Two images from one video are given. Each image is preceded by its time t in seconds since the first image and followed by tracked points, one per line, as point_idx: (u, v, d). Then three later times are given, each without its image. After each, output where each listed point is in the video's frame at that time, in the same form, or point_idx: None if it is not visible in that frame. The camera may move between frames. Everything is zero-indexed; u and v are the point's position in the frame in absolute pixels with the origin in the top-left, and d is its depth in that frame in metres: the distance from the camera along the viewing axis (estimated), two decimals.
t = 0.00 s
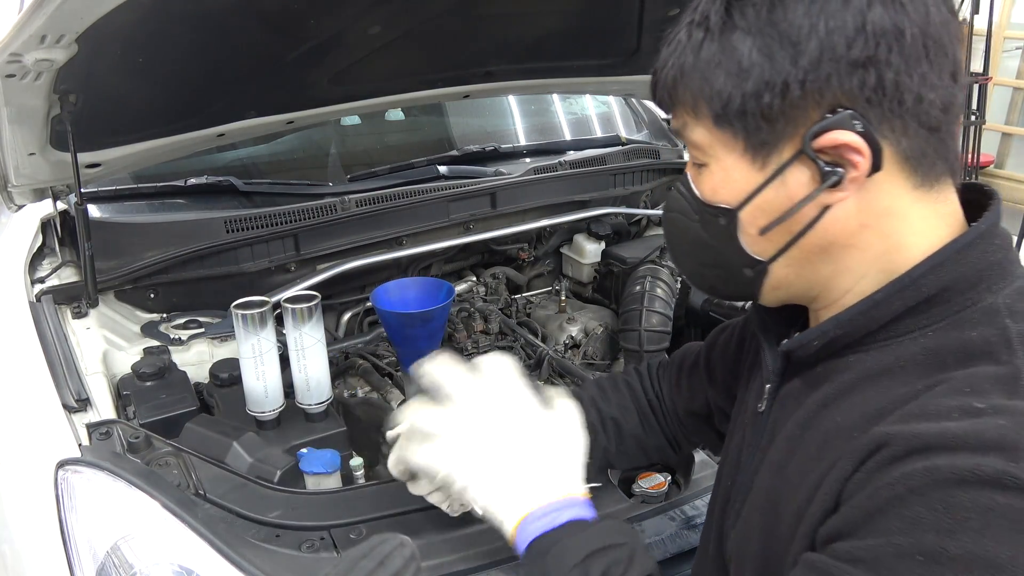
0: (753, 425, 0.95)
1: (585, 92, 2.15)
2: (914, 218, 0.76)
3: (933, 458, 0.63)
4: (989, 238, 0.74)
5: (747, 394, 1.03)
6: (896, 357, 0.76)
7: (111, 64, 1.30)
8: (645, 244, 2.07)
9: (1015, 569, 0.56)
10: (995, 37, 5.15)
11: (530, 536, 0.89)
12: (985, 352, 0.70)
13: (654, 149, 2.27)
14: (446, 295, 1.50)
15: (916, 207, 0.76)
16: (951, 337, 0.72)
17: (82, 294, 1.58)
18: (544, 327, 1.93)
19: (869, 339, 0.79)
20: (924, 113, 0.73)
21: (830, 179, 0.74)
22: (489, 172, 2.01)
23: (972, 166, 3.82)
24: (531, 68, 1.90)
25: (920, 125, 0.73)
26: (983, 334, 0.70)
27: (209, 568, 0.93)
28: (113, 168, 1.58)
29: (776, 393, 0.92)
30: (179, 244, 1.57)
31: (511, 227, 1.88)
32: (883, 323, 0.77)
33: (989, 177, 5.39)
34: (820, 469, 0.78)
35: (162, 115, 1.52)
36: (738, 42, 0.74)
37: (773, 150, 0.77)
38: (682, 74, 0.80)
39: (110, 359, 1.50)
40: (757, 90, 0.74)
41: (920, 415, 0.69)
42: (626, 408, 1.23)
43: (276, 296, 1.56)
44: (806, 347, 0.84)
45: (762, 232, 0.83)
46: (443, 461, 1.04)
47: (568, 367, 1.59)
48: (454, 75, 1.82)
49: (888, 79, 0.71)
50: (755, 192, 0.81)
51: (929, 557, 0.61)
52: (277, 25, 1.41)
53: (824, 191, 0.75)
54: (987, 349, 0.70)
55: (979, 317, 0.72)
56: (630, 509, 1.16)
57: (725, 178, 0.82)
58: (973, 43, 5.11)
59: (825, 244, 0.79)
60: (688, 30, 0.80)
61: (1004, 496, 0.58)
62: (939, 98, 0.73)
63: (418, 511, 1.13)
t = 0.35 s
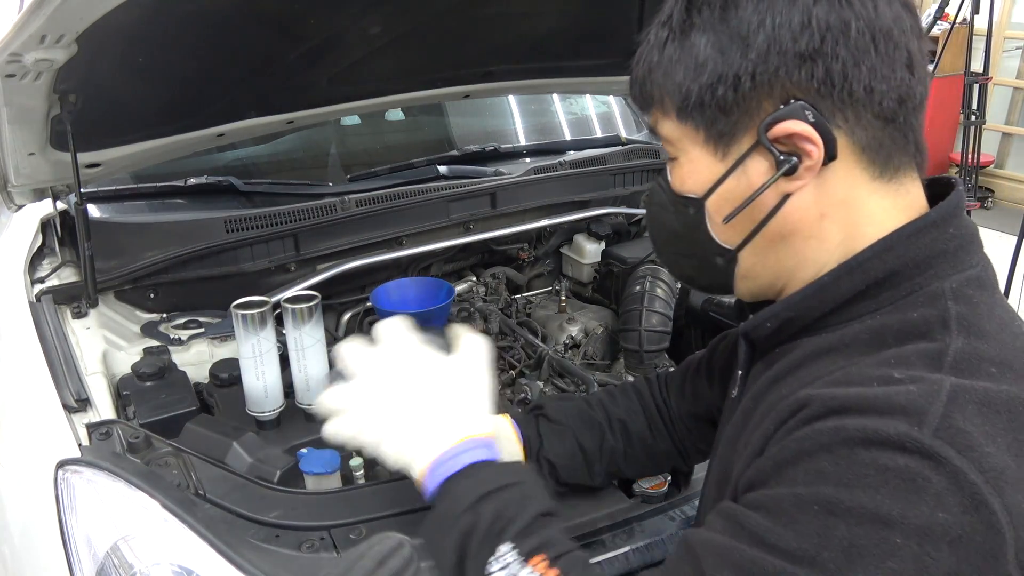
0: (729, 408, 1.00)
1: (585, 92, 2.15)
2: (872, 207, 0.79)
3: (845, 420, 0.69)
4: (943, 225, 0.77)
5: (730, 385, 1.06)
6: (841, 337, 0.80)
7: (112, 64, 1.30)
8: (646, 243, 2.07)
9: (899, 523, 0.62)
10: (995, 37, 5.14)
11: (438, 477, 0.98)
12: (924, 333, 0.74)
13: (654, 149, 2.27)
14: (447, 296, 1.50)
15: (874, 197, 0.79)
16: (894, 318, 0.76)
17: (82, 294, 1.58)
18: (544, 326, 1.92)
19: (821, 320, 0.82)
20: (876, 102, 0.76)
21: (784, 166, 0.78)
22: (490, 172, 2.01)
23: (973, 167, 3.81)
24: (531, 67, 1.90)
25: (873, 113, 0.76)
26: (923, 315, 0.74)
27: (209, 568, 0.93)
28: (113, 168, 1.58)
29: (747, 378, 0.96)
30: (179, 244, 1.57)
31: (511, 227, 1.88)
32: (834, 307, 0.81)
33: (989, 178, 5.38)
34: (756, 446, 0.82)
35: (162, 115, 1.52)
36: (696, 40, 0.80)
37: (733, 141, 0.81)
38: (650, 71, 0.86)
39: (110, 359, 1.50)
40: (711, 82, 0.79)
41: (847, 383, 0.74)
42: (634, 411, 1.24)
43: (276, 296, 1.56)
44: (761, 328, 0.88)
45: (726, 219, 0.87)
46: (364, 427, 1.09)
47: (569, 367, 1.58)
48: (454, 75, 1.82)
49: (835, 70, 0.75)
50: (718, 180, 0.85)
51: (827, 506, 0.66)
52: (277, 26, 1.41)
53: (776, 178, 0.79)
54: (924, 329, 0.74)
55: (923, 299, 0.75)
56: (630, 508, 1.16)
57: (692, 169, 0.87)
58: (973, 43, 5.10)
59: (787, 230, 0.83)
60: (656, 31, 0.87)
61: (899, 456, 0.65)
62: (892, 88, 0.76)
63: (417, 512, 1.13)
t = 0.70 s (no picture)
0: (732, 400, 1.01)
1: (586, 91, 2.15)
2: (878, 200, 0.80)
3: (840, 396, 0.71)
4: (946, 219, 0.78)
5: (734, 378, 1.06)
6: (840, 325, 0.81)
7: (112, 64, 1.30)
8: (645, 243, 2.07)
9: (890, 490, 0.64)
10: (995, 36, 5.13)
11: (437, 433, 0.90)
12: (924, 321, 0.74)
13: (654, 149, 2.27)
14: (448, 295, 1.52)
15: (881, 191, 0.80)
16: (896, 308, 0.77)
17: (82, 294, 1.58)
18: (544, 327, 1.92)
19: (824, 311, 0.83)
20: (884, 95, 0.77)
21: (800, 161, 0.77)
22: (489, 172, 2.01)
23: (972, 167, 3.80)
24: (531, 67, 1.90)
25: (881, 106, 0.78)
26: (923, 305, 0.75)
27: (209, 568, 0.93)
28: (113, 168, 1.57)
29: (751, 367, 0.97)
30: (179, 244, 1.57)
31: (511, 227, 1.88)
32: (836, 297, 0.81)
33: (989, 178, 5.38)
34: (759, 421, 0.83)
35: (162, 115, 1.52)
36: (704, 44, 0.80)
37: (746, 139, 0.81)
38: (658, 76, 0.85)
39: (110, 359, 1.49)
40: (724, 82, 0.79)
41: (845, 363, 0.75)
42: (638, 414, 1.24)
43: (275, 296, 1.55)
44: (763, 319, 0.88)
45: (741, 219, 0.86)
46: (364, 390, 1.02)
47: (569, 367, 1.58)
48: (455, 75, 1.82)
49: (845, 63, 0.76)
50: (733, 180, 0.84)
51: (819, 471, 0.68)
52: (277, 26, 1.41)
53: (793, 174, 0.79)
54: (923, 318, 0.75)
55: (922, 291, 0.76)
56: (630, 509, 1.16)
57: (706, 171, 0.85)
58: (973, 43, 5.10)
59: (800, 227, 0.82)
60: (659, 39, 0.86)
61: (892, 429, 0.66)
62: (897, 81, 0.78)
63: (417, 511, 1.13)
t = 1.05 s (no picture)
0: (740, 403, 1.00)
1: (585, 92, 2.15)
2: (898, 202, 0.81)
3: (864, 381, 0.70)
4: (960, 219, 0.78)
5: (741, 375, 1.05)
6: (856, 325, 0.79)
7: (111, 64, 1.30)
8: (645, 243, 2.07)
9: (917, 468, 0.63)
10: (995, 36, 5.12)
11: (511, 391, 0.89)
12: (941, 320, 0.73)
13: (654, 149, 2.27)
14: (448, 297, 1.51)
15: (901, 193, 0.81)
16: (911, 307, 0.76)
17: (82, 294, 1.58)
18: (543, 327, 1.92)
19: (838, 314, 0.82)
20: (914, 98, 0.79)
21: (833, 160, 0.77)
22: (489, 172, 2.01)
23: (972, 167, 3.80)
24: (531, 68, 1.90)
25: (911, 110, 0.79)
26: (940, 302, 0.74)
27: (209, 568, 0.93)
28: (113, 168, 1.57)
29: (760, 370, 0.96)
30: (179, 244, 1.57)
31: (511, 227, 1.88)
32: (850, 299, 0.81)
33: (988, 178, 5.38)
34: (772, 422, 0.82)
35: (161, 115, 1.52)
36: (740, 35, 0.80)
37: (777, 136, 0.80)
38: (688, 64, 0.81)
39: (110, 359, 1.50)
40: (762, 74, 0.78)
41: (866, 355, 0.74)
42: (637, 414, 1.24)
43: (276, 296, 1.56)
44: (778, 321, 0.88)
45: (765, 217, 0.85)
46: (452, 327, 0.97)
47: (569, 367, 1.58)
48: (454, 75, 1.82)
49: (884, 64, 0.77)
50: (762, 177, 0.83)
51: (844, 451, 0.66)
52: (277, 25, 1.41)
53: (824, 172, 0.78)
54: (941, 316, 0.74)
55: (938, 289, 0.76)
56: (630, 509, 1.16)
57: (731, 166, 0.84)
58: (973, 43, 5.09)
59: (825, 226, 0.82)
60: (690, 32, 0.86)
61: (917, 413, 0.65)
62: (926, 87, 0.79)
63: (417, 511, 1.13)
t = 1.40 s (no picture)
0: (754, 404, 1.00)
1: (585, 92, 2.15)
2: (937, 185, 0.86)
3: (896, 380, 0.70)
4: (975, 218, 0.79)
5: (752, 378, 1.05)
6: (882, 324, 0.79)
7: (111, 64, 1.30)
8: (646, 243, 2.07)
9: (956, 464, 0.63)
10: (995, 36, 5.10)
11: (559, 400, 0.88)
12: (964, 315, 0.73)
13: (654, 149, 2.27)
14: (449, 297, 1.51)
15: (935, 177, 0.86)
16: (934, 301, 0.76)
17: (82, 294, 1.58)
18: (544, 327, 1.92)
19: (863, 314, 0.82)
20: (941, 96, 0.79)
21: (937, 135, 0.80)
22: (489, 172, 2.01)
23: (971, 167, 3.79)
24: (530, 67, 1.90)
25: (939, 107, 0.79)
26: (964, 298, 0.74)
27: (209, 568, 0.93)
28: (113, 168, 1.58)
29: (775, 372, 0.96)
30: (179, 244, 1.57)
31: (511, 227, 1.88)
32: (874, 300, 0.80)
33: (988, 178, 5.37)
34: (798, 421, 0.82)
35: (161, 114, 1.52)
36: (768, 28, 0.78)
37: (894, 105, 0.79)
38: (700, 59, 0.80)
39: (110, 359, 1.50)
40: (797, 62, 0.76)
41: (895, 351, 0.74)
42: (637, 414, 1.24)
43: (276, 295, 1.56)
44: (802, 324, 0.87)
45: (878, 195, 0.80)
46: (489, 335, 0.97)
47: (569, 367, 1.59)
48: (454, 75, 1.82)
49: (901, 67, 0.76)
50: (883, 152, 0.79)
51: (883, 449, 0.66)
52: (277, 25, 1.41)
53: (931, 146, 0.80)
54: (966, 311, 0.73)
55: (961, 285, 0.75)
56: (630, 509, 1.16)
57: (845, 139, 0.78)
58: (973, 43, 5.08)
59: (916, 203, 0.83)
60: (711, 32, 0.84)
61: (952, 408, 0.65)
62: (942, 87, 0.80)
63: (417, 511, 1.13)
